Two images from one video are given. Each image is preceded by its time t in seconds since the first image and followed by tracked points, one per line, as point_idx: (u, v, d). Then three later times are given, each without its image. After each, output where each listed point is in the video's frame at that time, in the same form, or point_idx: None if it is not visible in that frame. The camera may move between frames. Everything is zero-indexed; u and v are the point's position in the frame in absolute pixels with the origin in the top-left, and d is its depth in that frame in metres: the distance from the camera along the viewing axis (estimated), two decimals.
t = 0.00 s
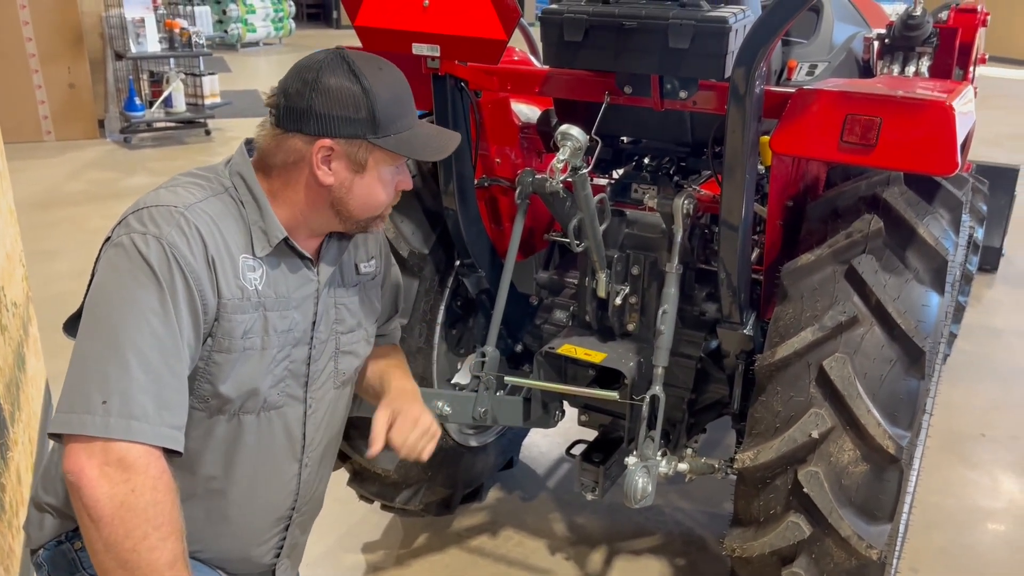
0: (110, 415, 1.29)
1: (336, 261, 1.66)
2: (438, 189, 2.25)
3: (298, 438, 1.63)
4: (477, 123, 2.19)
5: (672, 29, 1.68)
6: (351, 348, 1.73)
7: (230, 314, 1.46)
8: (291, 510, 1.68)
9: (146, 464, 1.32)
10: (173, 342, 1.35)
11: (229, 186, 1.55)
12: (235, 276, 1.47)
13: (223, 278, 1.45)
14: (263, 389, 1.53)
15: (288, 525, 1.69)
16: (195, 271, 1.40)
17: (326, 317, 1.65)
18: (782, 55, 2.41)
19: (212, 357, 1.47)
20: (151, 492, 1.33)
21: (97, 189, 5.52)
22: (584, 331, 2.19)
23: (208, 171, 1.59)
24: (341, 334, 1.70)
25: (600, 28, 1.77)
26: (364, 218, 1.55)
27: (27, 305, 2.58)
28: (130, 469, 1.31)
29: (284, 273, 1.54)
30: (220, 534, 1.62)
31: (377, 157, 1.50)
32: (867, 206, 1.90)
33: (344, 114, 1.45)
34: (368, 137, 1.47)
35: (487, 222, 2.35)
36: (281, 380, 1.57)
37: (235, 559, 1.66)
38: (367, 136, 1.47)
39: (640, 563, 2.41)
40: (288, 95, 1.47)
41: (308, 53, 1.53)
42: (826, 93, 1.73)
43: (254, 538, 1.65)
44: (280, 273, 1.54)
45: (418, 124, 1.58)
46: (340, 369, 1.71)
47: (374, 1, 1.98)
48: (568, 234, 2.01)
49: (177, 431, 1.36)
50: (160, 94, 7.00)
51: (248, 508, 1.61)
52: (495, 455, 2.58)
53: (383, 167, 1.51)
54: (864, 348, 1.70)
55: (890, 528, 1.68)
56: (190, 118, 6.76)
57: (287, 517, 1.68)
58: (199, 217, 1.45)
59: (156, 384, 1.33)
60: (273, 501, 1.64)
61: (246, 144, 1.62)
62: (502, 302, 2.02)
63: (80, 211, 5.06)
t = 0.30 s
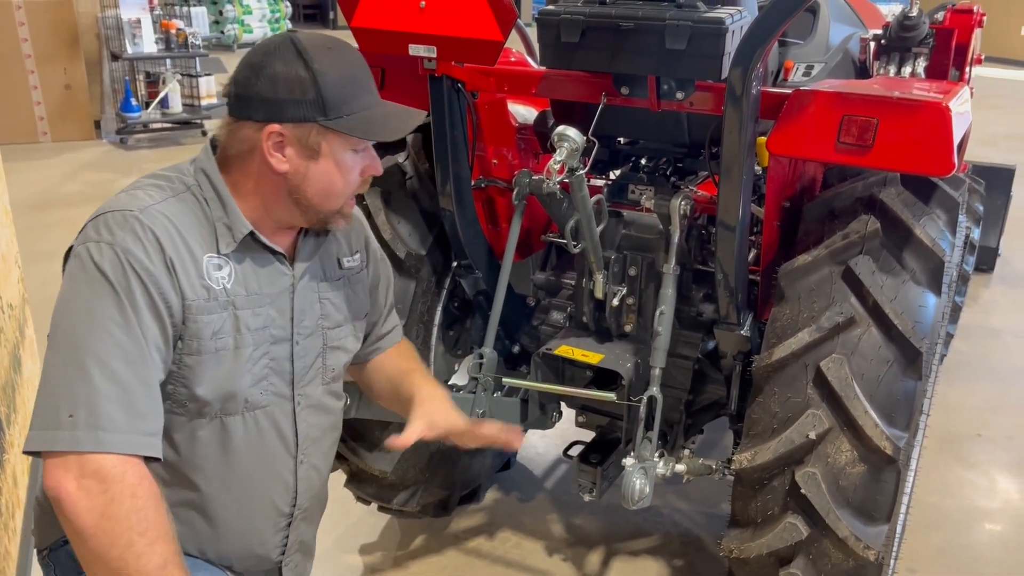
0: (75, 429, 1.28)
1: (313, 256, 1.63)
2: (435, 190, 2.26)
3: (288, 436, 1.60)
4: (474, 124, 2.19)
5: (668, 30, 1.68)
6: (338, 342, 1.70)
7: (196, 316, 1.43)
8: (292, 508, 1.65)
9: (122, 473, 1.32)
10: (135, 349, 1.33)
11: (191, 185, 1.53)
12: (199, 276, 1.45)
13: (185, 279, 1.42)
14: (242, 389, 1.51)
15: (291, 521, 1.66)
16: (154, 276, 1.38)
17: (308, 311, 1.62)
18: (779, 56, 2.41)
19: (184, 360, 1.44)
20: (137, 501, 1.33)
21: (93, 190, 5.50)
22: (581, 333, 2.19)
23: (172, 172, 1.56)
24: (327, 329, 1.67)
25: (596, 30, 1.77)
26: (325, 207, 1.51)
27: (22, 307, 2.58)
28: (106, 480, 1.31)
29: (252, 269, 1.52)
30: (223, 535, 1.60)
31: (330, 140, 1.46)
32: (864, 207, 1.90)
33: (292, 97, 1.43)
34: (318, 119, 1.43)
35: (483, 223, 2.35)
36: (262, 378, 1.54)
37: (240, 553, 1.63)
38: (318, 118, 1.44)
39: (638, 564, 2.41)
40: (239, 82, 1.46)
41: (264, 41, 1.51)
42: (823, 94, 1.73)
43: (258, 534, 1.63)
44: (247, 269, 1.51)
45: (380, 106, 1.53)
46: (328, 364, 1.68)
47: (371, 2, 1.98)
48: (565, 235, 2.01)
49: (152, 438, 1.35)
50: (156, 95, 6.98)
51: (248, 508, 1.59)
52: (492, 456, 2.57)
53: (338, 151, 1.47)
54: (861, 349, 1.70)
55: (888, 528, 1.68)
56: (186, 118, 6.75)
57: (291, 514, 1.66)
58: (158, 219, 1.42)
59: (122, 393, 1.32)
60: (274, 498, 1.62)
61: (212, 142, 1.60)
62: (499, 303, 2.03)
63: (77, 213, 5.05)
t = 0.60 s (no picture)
0: (41, 438, 1.27)
1: (295, 262, 1.61)
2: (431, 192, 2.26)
3: (270, 442, 1.57)
4: (469, 126, 2.19)
5: (663, 32, 1.69)
6: (328, 348, 1.66)
7: (168, 323, 1.42)
8: (279, 514, 1.63)
9: (89, 482, 1.29)
10: (101, 358, 1.31)
11: (167, 190, 1.51)
12: (170, 283, 1.43)
13: (154, 286, 1.41)
14: (219, 397, 1.48)
15: (281, 527, 1.64)
16: (122, 283, 1.36)
17: (291, 317, 1.59)
18: (774, 57, 2.41)
19: (157, 368, 1.43)
20: (109, 510, 1.30)
21: (88, 192, 5.50)
22: (577, 334, 2.19)
23: (148, 177, 1.55)
24: (313, 336, 1.63)
25: (592, 32, 1.77)
26: (297, 211, 1.49)
27: (19, 309, 2.58)
28: (73, 489, 1.28)
29: (226, 275, 1.50)
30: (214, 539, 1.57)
31: (300, 143, 1.45)
32: (860, 208, 1.91)
33: (261, 97, 1.42)
34: (287, 119, 1.43)
35: (479, 225, 2.36)
36: (241, 386, 1.51)
37: (228, 557, 1.61)
38: (287, 119, 1.43)
39: (635, 565, 2.41)
40: (210, 83, 1.46)
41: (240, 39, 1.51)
42: (818, 96, 1.73)
43: (245, 539, 1.60)
44: (222, 275, 1.50)
45: (356, 108, 1.52)
46: (315, 371, 1.64)
47: (367, 3, 1.98)
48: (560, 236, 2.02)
49: (122, 447, 1.33)
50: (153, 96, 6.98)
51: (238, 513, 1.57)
52: (489, 458, 2.57)
53: (309, 153, 1.46)
54: (857, 350, 1.70)
55: (883, 529, 1.69)
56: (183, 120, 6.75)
57: (280, 519, 1.63)
58: (127, 226, 1.41)
59: (88, 402, 1.29)
60: (262, 505, 1.60)
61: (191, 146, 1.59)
62: (495, 305, 2.03)
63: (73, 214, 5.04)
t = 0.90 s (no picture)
0: (11, 434, 1.26)
1: (293, 273, 1.60)
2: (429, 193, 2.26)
3: (257, 452, 1.57)
4: (467, 126, 2.19)
5: (660, 32, 1.69)
6: (324, 363, 1.65)
7: (153, 329, 1.41)
8: (267, 523, 1.62)
9: (52, 481, 1.28)
10: (80, 360, 1.31)
11: (166, 195, 1.51)
12: (159, 289, 1.43)
13: (142, 292, 1.40)
14: (204, 405, 1.48)
15: (267, 538, 1.63)
16: (108, 286, 1.36)
17: (286, 329, 1.58)
18: (771, 58, 2.42)
19: (140, 373, 1.42)
20: (71, 509, 1.29)
21: (85, 192, 5.49)
22: (575, 334, 2.19)
23: (149, 180, 1.55)
24: (308, 350, 1.62)
25: (588, 32, 1.77)
26: (297, 227, 1.49)
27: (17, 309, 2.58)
28: (35, 487, 1.27)
29: (218, 284, 1.50)
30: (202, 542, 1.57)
31: (301, 158, 1.44)
32: (856, 207, 1.92)
33: (263, 111, 1.42)
34: (288, 134, 1.42)
35: (477, 226, 2.35)
36: (227, 396, 1.51)
37: (212, 563, 1.60)
38: (288, 133, 1.42)
39: (632, 565, 2.41)
40: (213, 91, 1.46)
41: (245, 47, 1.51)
42: (815, 96, 1.74)
43: (230, 547, 1.60)
44: (213, 284, 1.49)
45: (359, 123, 1.51)
46: (308, 385, 1.63)
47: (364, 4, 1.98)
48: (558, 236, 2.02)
49: (91, 449, 1.32)
50: (150, 97, 6.98)
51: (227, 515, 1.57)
52: (486, 458, 2.57)
53: (312, 171, 1.46)
54: (854, 350, 1.71)
55: (881, 528, 1.68)
56: (180, 121, 6.75)
57: (265, 529, 1.63)
58: (119, 230, 1.41)
59: (60, 403, 1.29)
60: (246, 513, 1.59)
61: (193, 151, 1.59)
62: (493, 304, 2.03)
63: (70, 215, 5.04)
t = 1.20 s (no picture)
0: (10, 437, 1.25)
1: (292, 271, 1.60)
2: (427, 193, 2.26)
3: (258, 452, 1.57)
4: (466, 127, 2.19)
5: (659, 33, 1.69)
6: (323, 361, 1.65)
7: (152, 330, 1.41)
8: (268, 523, 1.62)
9: (52, 482, 1.28)
10: (79, 362, 1.30)
11: (164, 196, 1.51)
12: (158, 290, 1.43)
13: (141, 293, 1.40)
14: (204, 406, 1.48)
15: (268, 537, 1.63)
16: (107, 288, 1.36)
17: (285, 329, 1.58)
18: (769, 58, 2.42)
19: (139, 374, 1.42)
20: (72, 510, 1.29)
21: (82, 194, 5.48)
22: (574, 335, 2.19)
23: (147, 181, 1.55)
24: (307, 349, 1.62)
25: (587, 33, 1.77)
26: (304, 224, 1.50)
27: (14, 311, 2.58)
28: (36, 489, 1.27)
29: (218, 284, 1.50)
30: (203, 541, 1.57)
31: (306, 153, 1.45)
32: (855, 208, 1.92)
33: (266, 109, 1.42)
34: (294, 131, 1.42)
35: (475, 226, 2.35)
36: (227, 396, 1.51)
37: (213, 563, 1.60)
38: (293, 129, 1.43)
39: (631, 566, 2.41)
40: (213, 93, 1.45)
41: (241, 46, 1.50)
42: (813, 97, 1.74)
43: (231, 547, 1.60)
44: (212, 284, 1.49)
45: (360, 117, 1.52)
46: (307, 384, 1.63)
47: (362, 5, 1.98)
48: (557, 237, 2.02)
49: (91, 451, 1.31)
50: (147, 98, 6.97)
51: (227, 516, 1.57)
52: (486, 458, 2.57)
53: (317, 166, 1.47)
54: (853, 349, 1.71)
55: (880, 528, 1.67)
56: (177, 122, 6.74)
57: (266, 529, 1.62)
58: (118, 231, 1.41)
59: (59, 405, 1.28)
60: (247, 512, 1.59)
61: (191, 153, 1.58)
62: (492, 305, 2.03)
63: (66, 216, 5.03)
